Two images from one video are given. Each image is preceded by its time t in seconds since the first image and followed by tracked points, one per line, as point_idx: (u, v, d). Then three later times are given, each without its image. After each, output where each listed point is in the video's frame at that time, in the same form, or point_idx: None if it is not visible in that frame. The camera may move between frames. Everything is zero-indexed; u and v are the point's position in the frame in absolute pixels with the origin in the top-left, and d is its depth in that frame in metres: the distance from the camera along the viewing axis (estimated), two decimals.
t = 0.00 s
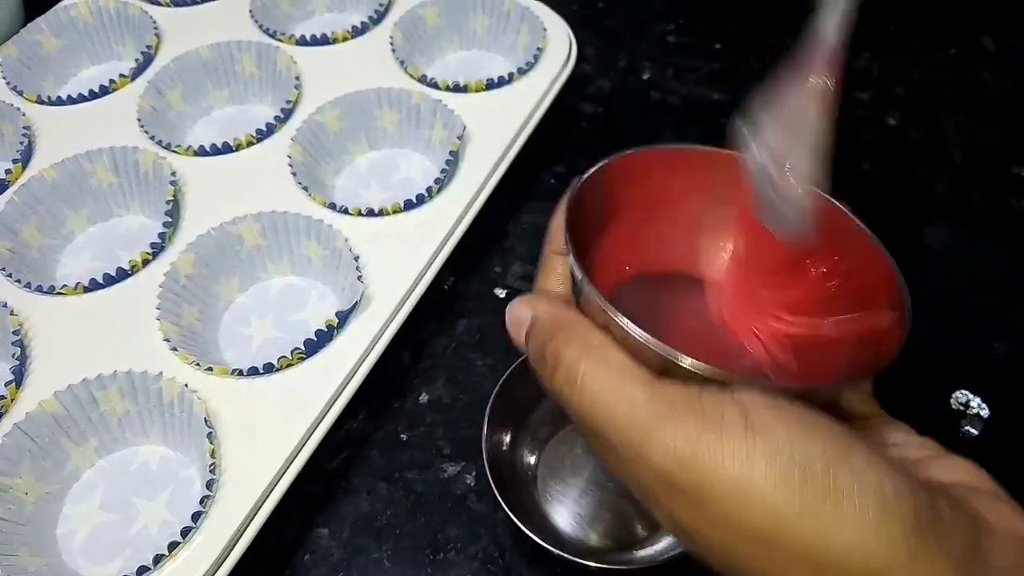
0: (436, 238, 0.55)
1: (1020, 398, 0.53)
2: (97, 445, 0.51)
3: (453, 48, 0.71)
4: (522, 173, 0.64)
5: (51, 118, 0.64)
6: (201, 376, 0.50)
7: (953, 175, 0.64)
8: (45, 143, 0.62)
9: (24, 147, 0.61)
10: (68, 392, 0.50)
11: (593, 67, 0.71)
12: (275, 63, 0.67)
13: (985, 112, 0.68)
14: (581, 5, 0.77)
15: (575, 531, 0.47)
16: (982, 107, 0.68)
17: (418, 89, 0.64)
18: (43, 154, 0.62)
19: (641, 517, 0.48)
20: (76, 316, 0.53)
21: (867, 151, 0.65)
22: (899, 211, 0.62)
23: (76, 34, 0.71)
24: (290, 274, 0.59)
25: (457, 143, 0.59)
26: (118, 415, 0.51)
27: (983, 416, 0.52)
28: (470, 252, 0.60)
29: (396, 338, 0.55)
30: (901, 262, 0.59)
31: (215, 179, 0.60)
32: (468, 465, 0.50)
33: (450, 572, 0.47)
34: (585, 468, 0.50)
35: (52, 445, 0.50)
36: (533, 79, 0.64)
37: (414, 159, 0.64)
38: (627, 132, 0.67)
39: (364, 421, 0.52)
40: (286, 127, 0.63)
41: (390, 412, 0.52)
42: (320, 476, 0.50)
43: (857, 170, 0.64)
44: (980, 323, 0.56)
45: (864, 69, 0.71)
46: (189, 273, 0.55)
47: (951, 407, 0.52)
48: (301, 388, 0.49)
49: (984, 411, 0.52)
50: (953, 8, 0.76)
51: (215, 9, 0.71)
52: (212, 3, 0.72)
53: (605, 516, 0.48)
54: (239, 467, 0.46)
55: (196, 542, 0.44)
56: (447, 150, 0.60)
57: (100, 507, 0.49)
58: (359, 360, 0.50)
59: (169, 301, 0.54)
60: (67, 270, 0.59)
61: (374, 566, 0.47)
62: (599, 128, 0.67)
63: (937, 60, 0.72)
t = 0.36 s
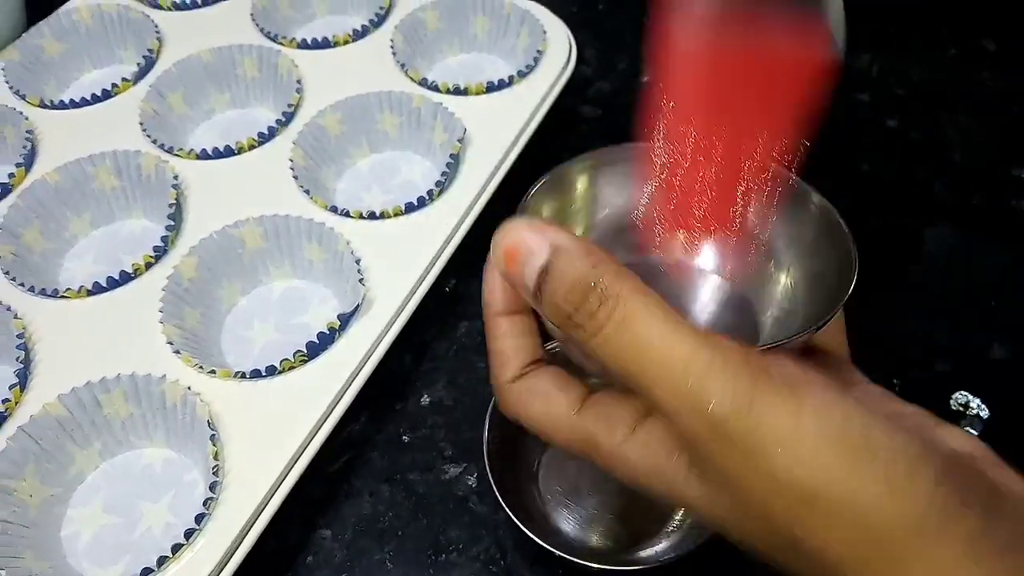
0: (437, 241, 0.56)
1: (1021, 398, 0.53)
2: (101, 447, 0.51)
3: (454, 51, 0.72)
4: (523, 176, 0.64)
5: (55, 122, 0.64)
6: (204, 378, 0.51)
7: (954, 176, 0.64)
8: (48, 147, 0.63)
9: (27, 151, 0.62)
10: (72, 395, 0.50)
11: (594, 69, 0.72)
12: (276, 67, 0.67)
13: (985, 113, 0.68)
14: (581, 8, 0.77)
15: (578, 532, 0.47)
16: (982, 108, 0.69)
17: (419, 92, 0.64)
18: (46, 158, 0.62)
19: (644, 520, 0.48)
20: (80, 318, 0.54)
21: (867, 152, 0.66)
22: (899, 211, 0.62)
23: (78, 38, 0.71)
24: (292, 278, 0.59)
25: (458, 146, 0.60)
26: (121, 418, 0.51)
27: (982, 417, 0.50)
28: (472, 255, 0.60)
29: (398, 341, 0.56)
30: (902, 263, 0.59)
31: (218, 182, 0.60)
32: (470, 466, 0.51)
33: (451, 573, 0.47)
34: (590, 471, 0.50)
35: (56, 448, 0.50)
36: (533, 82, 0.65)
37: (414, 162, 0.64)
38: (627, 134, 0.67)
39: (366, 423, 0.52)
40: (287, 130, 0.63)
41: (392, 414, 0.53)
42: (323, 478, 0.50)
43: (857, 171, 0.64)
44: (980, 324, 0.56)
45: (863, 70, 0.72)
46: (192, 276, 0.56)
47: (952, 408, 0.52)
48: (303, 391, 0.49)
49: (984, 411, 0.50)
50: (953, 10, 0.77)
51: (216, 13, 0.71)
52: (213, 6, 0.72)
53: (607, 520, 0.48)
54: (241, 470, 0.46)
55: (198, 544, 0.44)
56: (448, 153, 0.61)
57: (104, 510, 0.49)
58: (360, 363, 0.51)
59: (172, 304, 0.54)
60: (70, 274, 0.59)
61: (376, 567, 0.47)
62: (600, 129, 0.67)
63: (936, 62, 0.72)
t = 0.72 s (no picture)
0: (447, 239, 0.56)
1: None
2: (113, 441, 0.52)
3: (463, 52, 0.72)
4: (531, 176, 0.65)
5: (68, 120, 0.65)
6: (216, 374, 0.51)
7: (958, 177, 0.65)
8: (62, 144, 0.63)
9: (41, 148, 0.62)
10: (85, 390, 0.51)
11: (601, 70, 0.72)
12: (288, 66, 0.68)
13: (989, 116, 0.69)
14: (588, 10, 0.78)
15: (583, 528, 0.48)
16: (986, 111, 0.69)
17: (429, 93, 0.65)
18: (60, 155, 0.63)
19: (650, 517, 0.48)
20: (94, 314, 0.54)
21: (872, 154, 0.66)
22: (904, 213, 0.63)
23: (92, 37, 0.72)
24: (303, 274, 0.59)
25: (467, 146, 0.60)
26: (134, 413, 0.52)
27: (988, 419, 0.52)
28: (481, 255, 0.61)
29: (407, 338, 0.56)
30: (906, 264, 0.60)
31: (230, 180, 0.61)
32: (478, 462, 0.51)
33: (460, 567, 0.47)
34: (596, 468, 0.51)
35: (69, 442, 0.50)
36: (542, 84, 0.65)
37: (424, 161, 0.65)
38: (634, 135, 0.68)
39: (376, 419, 0.53)
40: (299, 129, 0.63)
41: (401, 411, 0.53)
42: (332, 472, 0.51)
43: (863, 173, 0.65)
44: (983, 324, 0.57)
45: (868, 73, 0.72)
46: (204, 272, 0.56)
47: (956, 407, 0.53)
48: (313, 387, 0.50)
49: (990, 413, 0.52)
50: (956, 16, 0.78)
51: (228, 13, 0.72)
52: (224, 6, 0.73)
53: (611, 515, 0.48)
54: (253, 464, 0.47)
55: (210, 538, 0.44)
56: (458, 152, 0.61)
57: (117, 504, 0.49)
58: (370, 360, 0.51)
59: (185, 300, 0.55)
60: (83, 270, 0.60)
61: (384, 561, 0.48)
62: (607, 130, 0.68)
63: (941, 67, 0.73)
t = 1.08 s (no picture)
0: (447, 240, 0.56)
1: None
2: (113, 442, 0.52)
3: (463, 53, 0.72)
4: (531, 177, 0.65)
5: (67, 120, 0.65)
6: (216, 375, 0.51)
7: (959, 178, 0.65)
8: (61, 145, 0.63)
9: (40, 149, 0.62)
10: (84, 391, 0.50)
11: (601, 71, 0.72)
12: (288, 66, 0.68)
13: (989, 117, 0.69)
14: (589, 10, 0.77)
15: (576, 549, 0.47)
16: (986, 112, 0.69)
17: (428, 93, 0.65)
18: (59, 156, 0.63)
19: (644, 538, 0.48)
20: (93, 315, 0.54)
21: (873, 155, 0.66)
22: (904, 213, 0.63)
23: (91, 37, 0.72)
24: (302, 275, 0.59)
25: (468, 146, 0.60)
26: (133, 414, 0.52)
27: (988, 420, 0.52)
28: (480, 256, 0.61)
29: (406, 339, 0.56)
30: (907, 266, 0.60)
31: (229, 180, 0.61)
32: (477, 464, 0.51)
33: (459, 569, 0.47)
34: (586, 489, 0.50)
35: (68, 443, 0.50)
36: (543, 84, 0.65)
37: (424, 162, 0.65)
38: (634, 136, 0.68)
39: (375, 420, 0.53)
40: (298, 131, 0.63)
41: (401, 412, 0.53)
42: (332, 474, 0.51)
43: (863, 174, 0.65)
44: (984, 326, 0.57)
45: (869, 73, 0.72)
46: (203, 273, 0.56)
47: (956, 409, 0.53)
48: (312, 389, 0.50)
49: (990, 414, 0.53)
50: (957, 16, 0.78)
51: (227, 13, 0.72)
52: (224, 7, 0.73)
53: (604, 538, 0.48)
54: (252, 466, 0.47)
55: (209, 540, 0.44)
56: (458, 153, 0.61)
57: (116, 505, 0.49)
58: (370, 361, 0.51)
59: (184, 301, 0.54)
60: (82, 271, 0.60)
61: (384, 563, 0.47)
62: (607, 131, 0.68)
63: (941, 67, 0.73)
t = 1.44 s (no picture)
0: (445, 240, 0.56)
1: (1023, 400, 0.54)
2: (110, 443, 0.52)
3: (461, 53, 0.72)
4: (529, 177, 0.65)
5: (65, 120, 0.65)
6: (214, 376, 0.51)
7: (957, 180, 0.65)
8: (59, 145, 0.63)
9: (37, 149, 0.62)
10: (82, 392, 0.50)
11: (599, 71, 0.72)
12: (285, 66, 0.68)
13: (987, 118, 0.69)
14: (587, 10, 0.77)
15: (572, 551, 0.47)
16: (983, 113, 0.70)
17: (426, 93, 0.65)
18: (57, 156, 0.63)
19: (642, 539, 0.48)
20: (90, 316, 0.54)
21: (871, 155, 0.66)
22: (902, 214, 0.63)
23: (89, 37, 0.72)
24: (299, 276, 0.59)
25: (466, 147, 0.60)
26: (131, 414, 0.52)
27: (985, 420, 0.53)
28: (478, 256, 0.61)
29: (404, 339, 0.56)
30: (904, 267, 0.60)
31: (226, 181, 0.61)
32: (475, 464, 0.51)
33: (457, 570, 0.47)
34: (583, 492, 0.50)
35: (66, 444, 0.50)
36: (541, 84, 0.65)
37: (421, 163, 0.65)
38: (633, 137, 0.68)
39: (373, 421, 0.53)
40: (296, 131, 0.63)
41: (399, 413, 0.53)
42: (331, 474, 0.51)
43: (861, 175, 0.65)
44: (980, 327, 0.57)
45: (867, 74, 0.72)
46: (201, 273, 0.56)
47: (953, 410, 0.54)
48: (310, 389, 0.50)
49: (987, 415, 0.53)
50: (955, 17, 0.78)
51: (225, 13, 0.72)
52: (222, 7, 0.73)
53: (602, 540, 0.48)
54: (249, 467, 0.47)
55: (208, 540, 0.44)
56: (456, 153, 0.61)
57: (114, 505, 0.49)
58: (368, 362, 0.51)
59: (181, 302, 0.54)
60: (79, 271, 0.60)
61: (382, 564, 0.48)
62: (605, 131, 0.68)
63: (940, 68, 0.73)
